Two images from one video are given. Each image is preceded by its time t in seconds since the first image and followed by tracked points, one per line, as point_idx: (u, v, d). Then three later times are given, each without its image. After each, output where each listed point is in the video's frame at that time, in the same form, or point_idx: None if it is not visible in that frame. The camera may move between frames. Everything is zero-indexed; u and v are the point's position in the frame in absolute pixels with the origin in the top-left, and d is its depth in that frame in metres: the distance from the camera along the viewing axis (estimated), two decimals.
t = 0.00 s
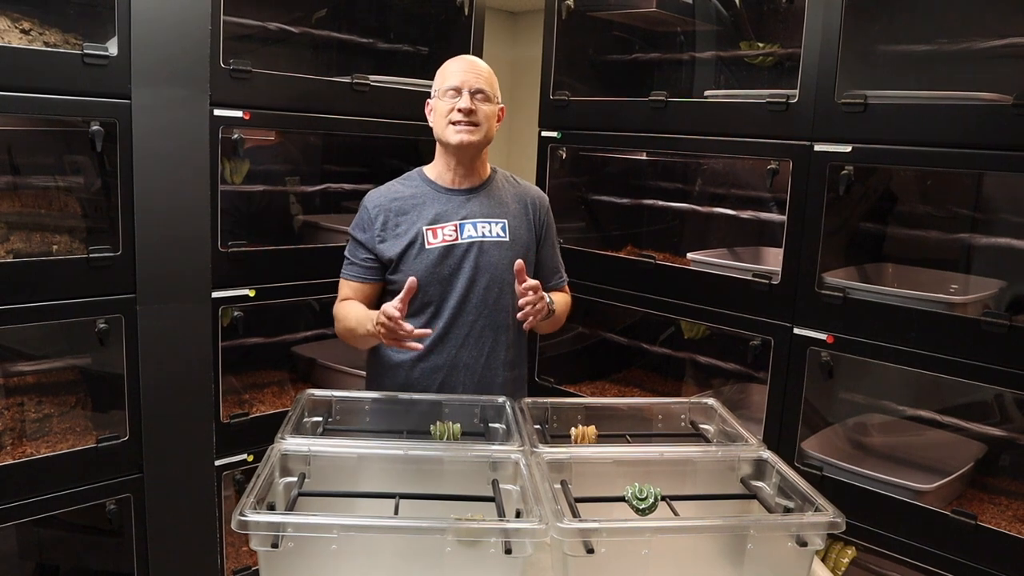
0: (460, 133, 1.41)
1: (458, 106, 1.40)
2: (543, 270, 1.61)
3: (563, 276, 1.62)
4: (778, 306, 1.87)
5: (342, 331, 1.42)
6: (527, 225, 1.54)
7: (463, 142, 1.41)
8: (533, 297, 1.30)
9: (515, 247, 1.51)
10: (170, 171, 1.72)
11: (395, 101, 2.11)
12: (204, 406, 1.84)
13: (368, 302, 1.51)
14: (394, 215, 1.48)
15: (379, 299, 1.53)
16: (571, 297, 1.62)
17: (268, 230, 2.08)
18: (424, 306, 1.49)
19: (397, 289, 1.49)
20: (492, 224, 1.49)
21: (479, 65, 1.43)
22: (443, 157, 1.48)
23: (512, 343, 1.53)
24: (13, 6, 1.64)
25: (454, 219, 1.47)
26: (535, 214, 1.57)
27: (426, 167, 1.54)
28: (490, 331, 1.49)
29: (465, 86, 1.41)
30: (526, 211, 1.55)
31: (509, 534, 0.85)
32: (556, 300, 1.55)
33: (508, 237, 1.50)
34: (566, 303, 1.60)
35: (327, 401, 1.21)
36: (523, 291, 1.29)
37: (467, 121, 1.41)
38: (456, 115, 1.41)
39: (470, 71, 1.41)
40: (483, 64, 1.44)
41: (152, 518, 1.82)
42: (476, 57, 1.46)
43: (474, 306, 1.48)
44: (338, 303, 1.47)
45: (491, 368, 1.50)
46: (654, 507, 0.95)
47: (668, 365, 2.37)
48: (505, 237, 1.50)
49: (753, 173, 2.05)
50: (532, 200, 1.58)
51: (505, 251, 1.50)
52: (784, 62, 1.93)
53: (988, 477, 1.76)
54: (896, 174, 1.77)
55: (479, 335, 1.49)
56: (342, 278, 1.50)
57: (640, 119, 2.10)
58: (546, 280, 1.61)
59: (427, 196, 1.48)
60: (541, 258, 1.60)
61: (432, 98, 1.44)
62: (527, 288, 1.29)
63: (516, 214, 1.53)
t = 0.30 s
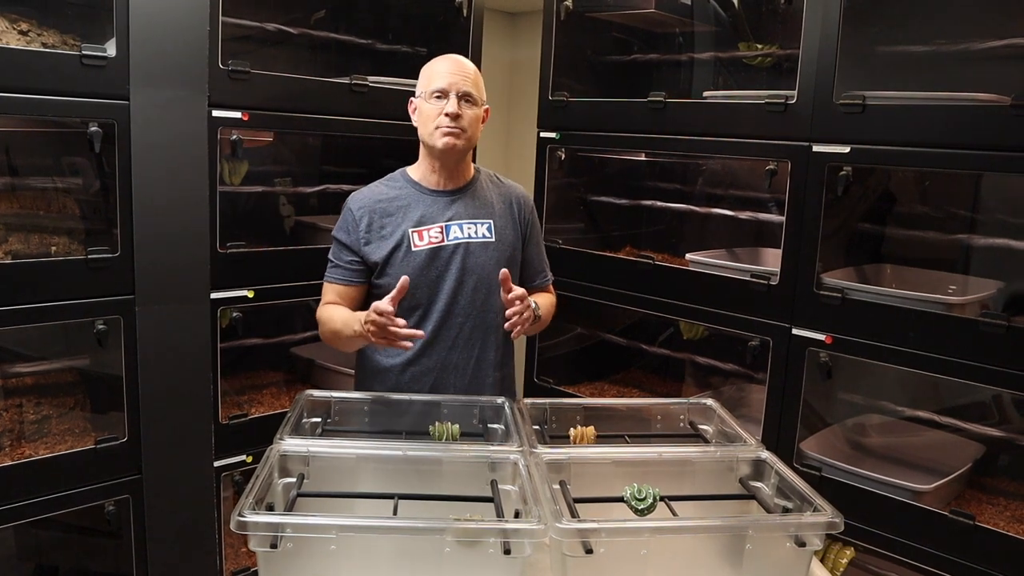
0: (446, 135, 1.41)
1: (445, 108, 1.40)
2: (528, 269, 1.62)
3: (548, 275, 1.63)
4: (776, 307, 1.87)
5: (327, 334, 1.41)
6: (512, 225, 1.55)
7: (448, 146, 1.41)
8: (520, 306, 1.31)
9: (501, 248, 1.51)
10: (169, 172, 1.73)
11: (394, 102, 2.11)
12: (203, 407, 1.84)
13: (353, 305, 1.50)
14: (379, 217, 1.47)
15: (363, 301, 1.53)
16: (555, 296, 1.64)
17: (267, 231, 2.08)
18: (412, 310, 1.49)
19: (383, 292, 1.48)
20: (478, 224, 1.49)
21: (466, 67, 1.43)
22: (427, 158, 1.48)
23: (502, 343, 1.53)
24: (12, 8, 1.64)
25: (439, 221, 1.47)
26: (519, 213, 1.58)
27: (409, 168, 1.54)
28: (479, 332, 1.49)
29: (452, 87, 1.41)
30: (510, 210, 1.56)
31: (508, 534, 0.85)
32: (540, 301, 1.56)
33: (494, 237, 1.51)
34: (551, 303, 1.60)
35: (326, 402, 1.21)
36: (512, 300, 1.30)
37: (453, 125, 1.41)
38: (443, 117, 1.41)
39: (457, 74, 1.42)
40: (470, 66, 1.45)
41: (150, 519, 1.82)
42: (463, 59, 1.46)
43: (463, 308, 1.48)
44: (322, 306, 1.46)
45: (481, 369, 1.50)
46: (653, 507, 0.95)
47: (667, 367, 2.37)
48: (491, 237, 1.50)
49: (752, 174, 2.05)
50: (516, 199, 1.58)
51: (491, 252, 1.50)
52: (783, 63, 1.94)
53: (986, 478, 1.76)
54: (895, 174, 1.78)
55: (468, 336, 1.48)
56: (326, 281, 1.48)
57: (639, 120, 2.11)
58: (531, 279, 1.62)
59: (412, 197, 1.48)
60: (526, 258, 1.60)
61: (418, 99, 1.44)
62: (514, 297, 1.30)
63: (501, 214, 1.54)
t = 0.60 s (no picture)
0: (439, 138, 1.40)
1: (436, 111, 1.39)
2: (531, 267, 1.62)
3: (551, 272, 1.64)
4: (776, 307, 1.87)
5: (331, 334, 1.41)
6: (514, 224, 1.55)
7: (444, 149, 1.41)
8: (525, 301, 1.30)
9: (504, 247, 1.51)
10: (169, 172, 1.72)
11: (394, 103, 2.11)
12: (203, 408, 1.84)
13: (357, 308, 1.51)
14: (380, 221, 1.48)
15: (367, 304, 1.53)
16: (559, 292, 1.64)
17: (267, 231, 2.08)
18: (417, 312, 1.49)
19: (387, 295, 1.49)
20: (480, 225, 1.49)
21: (458, 66, 1.42)
22: (425, 162, 1.48)
23: (507, 343, 1.53)
24: (11, 8, 1.64)
25: (442, 222, 1.47)
26: (521, 212, 1.58)
27: (408, 171, 1.54)
28: (484, 332, 1.49)
29: (442, 89, 1.40)
30: (512, 210, 1.56)
31: (508, 534, 0.85)
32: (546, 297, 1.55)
33: (496, 237, 1.51)
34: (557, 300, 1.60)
35: (325, 402, 1.21)
36: (516, 293, 1.29)
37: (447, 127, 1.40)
38: (434, 120, 1.40)
39: (449, 74, 1.40)
40: (462, 64, 1.43)
41: (150, 520, 1.81)
42: (455, 57, 1.44)
43: (467, 308, 1.48)
44: (326, 308, 1.46)
45: (486, 370, 1.50)
46: (653, 507, 0.95)
47: (667, 367, 2.37)
48: (493, 237, 1.50)
49: (752, 175, 2.05)
50: (518, 198, 1.58)
51: (494, 252, 1.50)
52: (782, 63, 1.94)
53: (986, 478, 1.76)
54: (895, 175, 1.78)
55: (473, 336, 1.49)
56: (329, 284, 1.50)
57: (639, 120, 2.11)
58: (534, 277, 1.62)
59: (412, 200, 1.49)
60: (529, 256, 1.60)
61: (412, 102, 1.43)
62: (518, 290, 1.29)
63: (503, 213, 1.54)
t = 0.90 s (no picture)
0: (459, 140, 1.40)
1: (455, 113, 1.39)
2: (558, 268, 1.60)
3: (579, 274, 1.62)
4: (776, 308, 1.87)
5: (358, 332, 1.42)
6: (541, 224, 1.54)
7: (464, 151, 1.41)
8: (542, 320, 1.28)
9: (529, 248, 1.51)
10: (168, 172, 1.72)
11: (393, 103, 2.11)
12: (202, 408, 1.84)
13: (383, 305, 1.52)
14: (407, 219, 1.49)
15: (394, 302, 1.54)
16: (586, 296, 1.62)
17: (266, 231, 2.08)
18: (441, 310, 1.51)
19: (414, 293, 1.50)
20: (506, 225, 1.49)
21: (477, 65, 1.41)
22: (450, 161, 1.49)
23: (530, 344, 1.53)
24: (10, 8, 1.64)
25: (468, 222, 1.48)
26: (549, 212, 1.57)
27: (437, 169, 1.54)
28: (507, 334, 1.50)
29: (460, 90, 1.39)
30: (539, 210, 1.55)
31: (508, 535, 0.85)
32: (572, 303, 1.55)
33: (522, 238, 1.50)
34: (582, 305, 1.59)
35: (325, 402, 1.21)
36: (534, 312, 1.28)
37: (467, 129, 1.40)
38: (454, 122, 1.40)
39: (467, 74, 1.39)
40: (481, 62, 1.41)
41: (148, 520, 1.81)
42: (474, 55, 1.43)
43: (491, 309, 1.48)
44: (353, 307, 1.48)
45: (509, 371, 1.51)
46: (653, 508, 0.95)
47: (666, 367, 2.37)
48: (519, 238, 1.50)
49: (751, 175, 2.06)
50: (547, 198, 1.57)
51: (520, 253, 1.50)
52: (781, 64, 1.94)
53: (985, 478, 1.76)
54: (894, 175, 1.78)
55: (497, 337, 1.49)
56: (357, 281, 1.51)
57: (638, 120, 2.11)
58: (561, 279, 1.60)
59: (439, 198, 1.49)
60: (555, 257, 1.59)
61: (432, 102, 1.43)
62: (536, 309, 1.27)
63: (531, 214, 1.53)
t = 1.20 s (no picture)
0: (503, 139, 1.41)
1: (499, 112, 1.39)
2: (594, 273, 1.59)
3: (617, 279, 1.59)
4: (775, 307, 1.87)
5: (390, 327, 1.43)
6: (577, 228, 1.54)
7: (504, 152, 1.42)
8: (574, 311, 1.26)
9: (565, 252, 1.51)
10: (167, 172, 1.72)
11: (393, 103, 2.11)
12: (201, 409, 1.84)
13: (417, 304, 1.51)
14: (443, 217, 1.50)
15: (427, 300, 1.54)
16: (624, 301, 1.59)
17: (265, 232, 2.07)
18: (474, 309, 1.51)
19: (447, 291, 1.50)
20: (542, 228, 1.49)
21: (522, 65, 1.41)
22: (490, 160, 1.49)
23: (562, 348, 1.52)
24: (8, 8, 1.64)
25: (503, 223, 1.48)
26: (587, 216, 1.56)
27: (477, 169, 1.55)
28: (539, 336, 1.49)
29: (506, 90, 1.40)
30: (576, 214, 1.54)
31: (508, 536, 0.85)
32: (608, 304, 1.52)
33: (558, 241, 1.50)
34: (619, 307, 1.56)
35: (324, 403, 1.20)
36: (567, 303, 1.25)
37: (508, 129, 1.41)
38: (498, 121, 1.40)
39: (511, 75, 1.40)
40: (527, 63, 1.42)
41: (146, 521, 1.80)
42: (520, 56, 1.43)
43: (523, 310, 1.48)
44: (388, 300, 1.47)
45: (539, 373, 1.50)
46: (653, 508, 0.95)
47: (666, 367, 2.37)
48: (555, 241, 1.50)
49: (751, 175, 2.06)
50: (585, 202, 1.56)
51: (554, 255, 1.50)
52: (781, 64, 1.94)
53: (985, 479, 1.76)
54: (893, 175, 1.78)
55: (528, 338, 1.49)
56: (393, 277, 1.51)
57: (637, 120, 2.11)
58: (598, 284, 1.58)
59: (477, 198, 1.50)
60: (592, 262, 1.58)
61: (476, 101, 1.44)
62: (570, 301, 1.25)
63: (568, 217, 1.53)
